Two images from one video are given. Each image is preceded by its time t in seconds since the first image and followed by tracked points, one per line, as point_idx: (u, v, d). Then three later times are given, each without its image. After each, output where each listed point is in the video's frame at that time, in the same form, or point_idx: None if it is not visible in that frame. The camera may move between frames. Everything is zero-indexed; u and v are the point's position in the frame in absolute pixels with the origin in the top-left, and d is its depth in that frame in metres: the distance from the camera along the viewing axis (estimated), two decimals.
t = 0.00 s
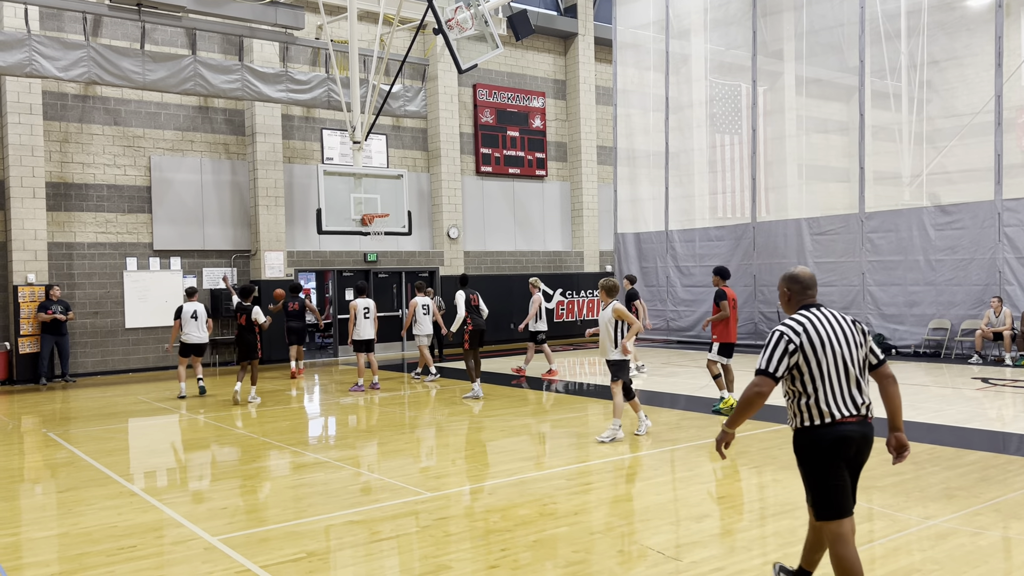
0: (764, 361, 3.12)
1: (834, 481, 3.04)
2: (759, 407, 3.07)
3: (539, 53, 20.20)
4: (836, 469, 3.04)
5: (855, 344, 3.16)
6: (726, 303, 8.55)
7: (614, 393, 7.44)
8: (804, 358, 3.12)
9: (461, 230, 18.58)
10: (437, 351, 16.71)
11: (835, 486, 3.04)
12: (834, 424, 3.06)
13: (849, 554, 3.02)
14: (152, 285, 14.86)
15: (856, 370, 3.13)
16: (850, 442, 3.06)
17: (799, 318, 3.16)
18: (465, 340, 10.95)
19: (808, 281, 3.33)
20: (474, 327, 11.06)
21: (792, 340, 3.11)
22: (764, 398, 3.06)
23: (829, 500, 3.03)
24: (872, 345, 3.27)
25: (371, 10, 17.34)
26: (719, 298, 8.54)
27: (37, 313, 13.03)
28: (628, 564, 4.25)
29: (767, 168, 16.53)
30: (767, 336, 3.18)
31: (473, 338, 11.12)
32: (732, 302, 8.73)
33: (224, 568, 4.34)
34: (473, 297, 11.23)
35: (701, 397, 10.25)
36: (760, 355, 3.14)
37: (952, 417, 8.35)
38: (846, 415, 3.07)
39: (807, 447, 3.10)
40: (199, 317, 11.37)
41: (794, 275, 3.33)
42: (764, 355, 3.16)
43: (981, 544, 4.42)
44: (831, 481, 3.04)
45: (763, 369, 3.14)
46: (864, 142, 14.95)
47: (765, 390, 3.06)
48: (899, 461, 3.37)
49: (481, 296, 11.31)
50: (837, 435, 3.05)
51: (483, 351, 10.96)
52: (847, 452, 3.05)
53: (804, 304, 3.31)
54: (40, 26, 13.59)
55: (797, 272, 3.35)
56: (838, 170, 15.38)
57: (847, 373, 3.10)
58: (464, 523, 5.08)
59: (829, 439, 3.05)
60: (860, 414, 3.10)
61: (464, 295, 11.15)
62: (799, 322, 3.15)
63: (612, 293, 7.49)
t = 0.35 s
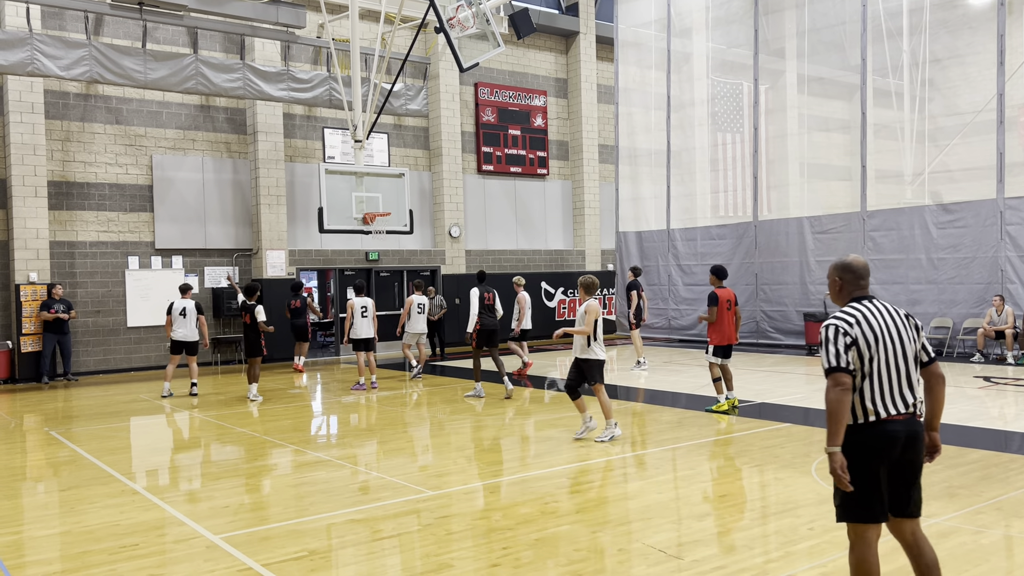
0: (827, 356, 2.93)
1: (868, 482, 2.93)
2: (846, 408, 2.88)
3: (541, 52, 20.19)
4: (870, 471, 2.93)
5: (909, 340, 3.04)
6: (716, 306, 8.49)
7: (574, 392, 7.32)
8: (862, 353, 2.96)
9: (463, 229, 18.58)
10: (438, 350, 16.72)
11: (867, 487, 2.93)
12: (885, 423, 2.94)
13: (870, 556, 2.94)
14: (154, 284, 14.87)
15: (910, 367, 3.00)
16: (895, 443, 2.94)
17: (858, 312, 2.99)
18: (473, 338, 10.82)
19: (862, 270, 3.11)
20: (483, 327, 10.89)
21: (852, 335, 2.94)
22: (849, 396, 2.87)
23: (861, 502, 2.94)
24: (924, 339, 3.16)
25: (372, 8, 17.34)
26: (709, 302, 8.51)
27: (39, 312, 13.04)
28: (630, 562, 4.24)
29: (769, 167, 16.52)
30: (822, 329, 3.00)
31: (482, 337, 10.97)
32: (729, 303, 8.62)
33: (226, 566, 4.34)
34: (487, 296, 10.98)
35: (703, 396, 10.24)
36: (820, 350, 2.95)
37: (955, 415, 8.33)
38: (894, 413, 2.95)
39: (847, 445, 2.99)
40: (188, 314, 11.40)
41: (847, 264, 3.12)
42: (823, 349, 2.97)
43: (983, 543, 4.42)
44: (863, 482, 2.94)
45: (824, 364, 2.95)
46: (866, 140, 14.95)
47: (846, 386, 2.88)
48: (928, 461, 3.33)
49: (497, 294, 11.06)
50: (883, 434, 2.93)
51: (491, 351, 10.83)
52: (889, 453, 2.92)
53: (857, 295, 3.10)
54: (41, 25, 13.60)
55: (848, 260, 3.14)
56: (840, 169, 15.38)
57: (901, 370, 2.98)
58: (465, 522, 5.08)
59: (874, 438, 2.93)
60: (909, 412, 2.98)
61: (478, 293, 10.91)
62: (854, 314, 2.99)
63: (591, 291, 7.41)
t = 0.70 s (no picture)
0: (873, 345, 2.90)
1: (905, 480, 2.94)
2: (889, 398, 2.84)
3: (542, 51, 20.19)
4: (911, 471, 2.92)
5: (955, 341, 3.04)
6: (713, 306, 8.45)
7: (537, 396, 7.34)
8: (907, 344, 2.95)
9: (463, 228, 18.58)
10: (439, 349, 16.72)
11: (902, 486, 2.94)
12: (930, 418, 2.93)
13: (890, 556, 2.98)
14: (154, 283, 14.87)
15: (955, 367, 3.00)
16: (940, 442, 2.92)
17: (907, 305, 2.98)
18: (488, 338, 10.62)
19: (912, 268, 3.11)
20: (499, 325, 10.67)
21: (900, 326, 2.93)
22: (892, 387, 2.84)
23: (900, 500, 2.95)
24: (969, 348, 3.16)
25: (372, 8, 17.34)
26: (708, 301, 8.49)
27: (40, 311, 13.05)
28: (630, 562, 4.24)
29: (769, 166, 16.51)
30: (868, 318, 2.98)
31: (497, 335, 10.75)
32: (729, 302, 8.53)
33: (226, 566, 4.35)
34: (504, 295, 10.60)
35: (704, 395, 10.23)
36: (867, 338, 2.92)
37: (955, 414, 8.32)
38: (941, 410, 2.94)
39: (888, 442, 2.98)
40: (178, 312, 11.38)
41: (897, 261, 3.11)
42: (869, 338, 2.94)
43: (983, 541, 4.42)
44: (901, 482, 2.94)
45: (869, 352, 2.93)
46: (867, 139, 14.94)
47: (891, 376, 2.85)
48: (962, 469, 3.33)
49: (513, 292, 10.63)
50: (928, 431, 2.92)
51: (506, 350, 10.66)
52: (933, 453, 2.91)
53: (905, 291, 3.09)
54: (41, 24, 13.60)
55: (900, 258, 3.12)
56: (841, 168, 15.38)
57: (947, 369, 2.98)
58: (466, 521, 5.08)
59: (919, 436, 2.92)
60: (954, 411, 2.97)
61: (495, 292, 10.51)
62: (900, 306, 2.99)
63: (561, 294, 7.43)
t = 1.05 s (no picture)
0: (876, 347, 2.93)
1: (917, 483, 2.91)
2: (877, 398, 2.89)
3: (542, 50, 20.19)
4: (924, 473, 2.91)
5: (968, 342, 3.01)
6: (721, 304, 8.50)
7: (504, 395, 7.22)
8: (915, 346, 2.94)
9: (463, 227, 18.58)
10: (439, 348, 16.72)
11: (917, 489, 2.91)
12: (940, 420, 2.92)
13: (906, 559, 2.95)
14: (154, 282, 14.87)
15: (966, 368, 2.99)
16: (951, 444, 2.91)
17: (917, 305, 2.97)
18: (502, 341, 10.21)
19: (929, 268, 3.08)
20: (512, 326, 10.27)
21: (908, 327, 2.93)
22: (882, 389, 2.87)
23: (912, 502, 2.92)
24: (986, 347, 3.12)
25: (372, 7, 17.33)
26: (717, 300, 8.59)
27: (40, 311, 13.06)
28: (631, 561, 4.24)
29: (769, 165, 16.51)
30: (876, 319, 3.00)
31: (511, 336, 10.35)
32: (739, 302, 8.55)
33: (227, 565, 4.36)
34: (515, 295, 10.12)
35: (704, 394, 10.24)
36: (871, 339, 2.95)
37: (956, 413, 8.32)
38: (951, 412, 2.92)
39: (898, 443, 2.97)
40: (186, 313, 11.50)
41: (913, 259, 3.10)
42: (874, 339, 2.97)
43: (983, 540, 4.42)
44: (914, 484, 2.92)
45: (872, 353, 2.95)
46: (867, 138, 14.94)
47: (884, 380, 2.88)
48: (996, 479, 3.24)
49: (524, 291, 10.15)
50: (938, 433, 2.91)
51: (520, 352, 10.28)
52: (944, 455, 2.90)
53: (920, 290, 3.08)
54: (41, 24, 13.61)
55: (916, 256, 3.11)
56: (840, 167, 15.38)
57: (958, 370, 2.96)
58: (466, 520, 5.09)
59: (929, 437, 2.91)
60: (964, 412, 2.96)
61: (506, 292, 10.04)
62: (911, 306, 2.97)
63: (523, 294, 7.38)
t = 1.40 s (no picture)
0: (863, 354, 2.94)
1: (904, 485, 2.90)
2: (873, 407, 2.88)
3: (541, 50, 20.20)
4: (911, 477, 2.89)
5: (959, 343, 2.97)
6: (728, 301, 8.46)
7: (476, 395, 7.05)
8: (902, 351, 2.94)
9: (462, 227, 18.58)
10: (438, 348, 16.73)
11: (904, 492, 2.90)
12: (925, 424, 2.91)
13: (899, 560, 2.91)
14: (154, 282, 14.87)
15: (956, 370, 2.95)
16: (936, 448, 2.90)
17: (905, 309, 2.96)
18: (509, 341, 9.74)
19: (919, 267, 3.05)
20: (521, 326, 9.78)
21: (894, 334, 2.93)
22: (877, 396, 2.88)
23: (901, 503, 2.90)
24: (981, 345, 3.08)
25: (371, 7, 17.34)
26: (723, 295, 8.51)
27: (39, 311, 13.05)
28: (630, 560, 4.25)
29: (769, 164, 16.52)
30: (863, 324, 3.01)
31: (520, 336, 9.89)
32: (745, 300, 8.60)
33: (227, 564, 4.36)
34: (523, 293, 9.60)
35: (703, 393, 10.25)
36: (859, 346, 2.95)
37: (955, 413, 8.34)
38: (937, 416, 2.91)
39: (885, 447, 2.96)
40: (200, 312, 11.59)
41: (902, 258, 3.07)
42: (862, 345, 2.98)
43: (982, 540, 4.43)
44: (902, 488, 2.90)
45: (859, 360, 2.97)
46: (866, 138, 14.95)
47: (877, 387, 2.89)
48: (986, 467, 3.24)
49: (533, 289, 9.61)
50: (923, 436, 2.89)
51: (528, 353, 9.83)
52: (930, 458, 2.89)
53: (910, 291, 3.05)
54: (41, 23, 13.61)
55: (907, 255, 3.08)
56: (840, 166, 15.39)
57: (946, 374, 2.94)
58: (466, 519, 5.09)
59: (915, 441, 2.90)
60: (952, 416, 2.93)
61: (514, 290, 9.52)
62: (898, 310, 2.96)
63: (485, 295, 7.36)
